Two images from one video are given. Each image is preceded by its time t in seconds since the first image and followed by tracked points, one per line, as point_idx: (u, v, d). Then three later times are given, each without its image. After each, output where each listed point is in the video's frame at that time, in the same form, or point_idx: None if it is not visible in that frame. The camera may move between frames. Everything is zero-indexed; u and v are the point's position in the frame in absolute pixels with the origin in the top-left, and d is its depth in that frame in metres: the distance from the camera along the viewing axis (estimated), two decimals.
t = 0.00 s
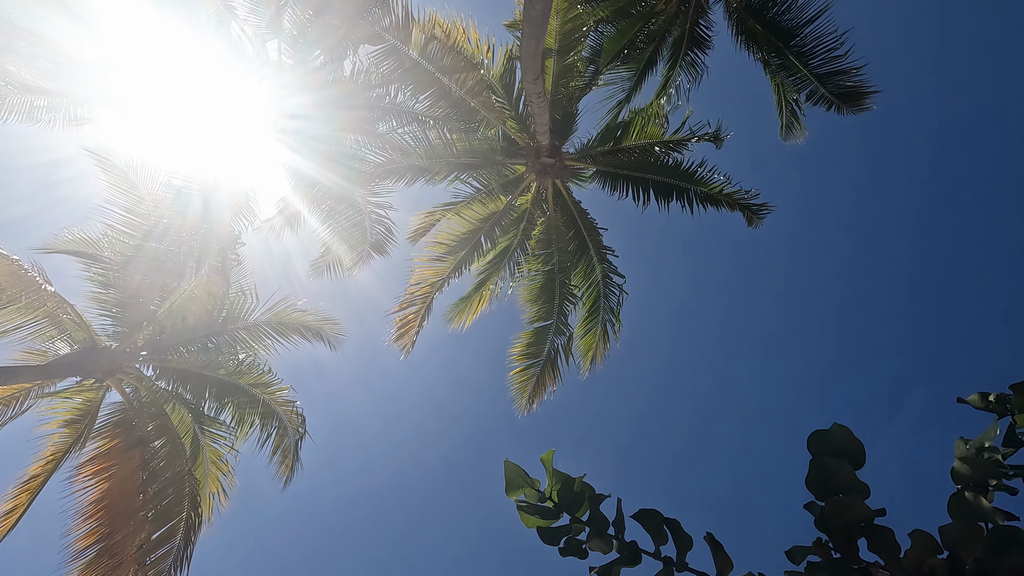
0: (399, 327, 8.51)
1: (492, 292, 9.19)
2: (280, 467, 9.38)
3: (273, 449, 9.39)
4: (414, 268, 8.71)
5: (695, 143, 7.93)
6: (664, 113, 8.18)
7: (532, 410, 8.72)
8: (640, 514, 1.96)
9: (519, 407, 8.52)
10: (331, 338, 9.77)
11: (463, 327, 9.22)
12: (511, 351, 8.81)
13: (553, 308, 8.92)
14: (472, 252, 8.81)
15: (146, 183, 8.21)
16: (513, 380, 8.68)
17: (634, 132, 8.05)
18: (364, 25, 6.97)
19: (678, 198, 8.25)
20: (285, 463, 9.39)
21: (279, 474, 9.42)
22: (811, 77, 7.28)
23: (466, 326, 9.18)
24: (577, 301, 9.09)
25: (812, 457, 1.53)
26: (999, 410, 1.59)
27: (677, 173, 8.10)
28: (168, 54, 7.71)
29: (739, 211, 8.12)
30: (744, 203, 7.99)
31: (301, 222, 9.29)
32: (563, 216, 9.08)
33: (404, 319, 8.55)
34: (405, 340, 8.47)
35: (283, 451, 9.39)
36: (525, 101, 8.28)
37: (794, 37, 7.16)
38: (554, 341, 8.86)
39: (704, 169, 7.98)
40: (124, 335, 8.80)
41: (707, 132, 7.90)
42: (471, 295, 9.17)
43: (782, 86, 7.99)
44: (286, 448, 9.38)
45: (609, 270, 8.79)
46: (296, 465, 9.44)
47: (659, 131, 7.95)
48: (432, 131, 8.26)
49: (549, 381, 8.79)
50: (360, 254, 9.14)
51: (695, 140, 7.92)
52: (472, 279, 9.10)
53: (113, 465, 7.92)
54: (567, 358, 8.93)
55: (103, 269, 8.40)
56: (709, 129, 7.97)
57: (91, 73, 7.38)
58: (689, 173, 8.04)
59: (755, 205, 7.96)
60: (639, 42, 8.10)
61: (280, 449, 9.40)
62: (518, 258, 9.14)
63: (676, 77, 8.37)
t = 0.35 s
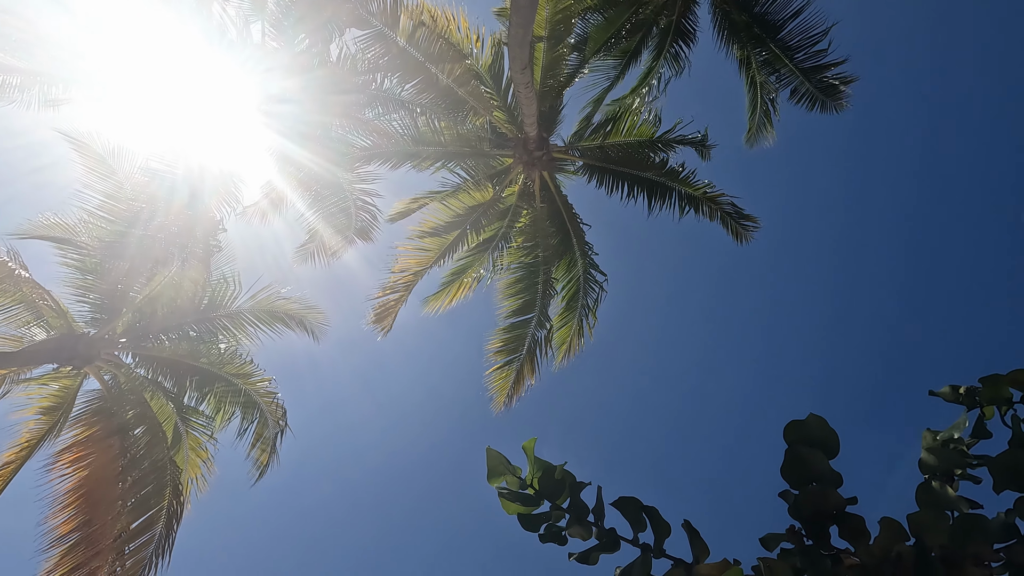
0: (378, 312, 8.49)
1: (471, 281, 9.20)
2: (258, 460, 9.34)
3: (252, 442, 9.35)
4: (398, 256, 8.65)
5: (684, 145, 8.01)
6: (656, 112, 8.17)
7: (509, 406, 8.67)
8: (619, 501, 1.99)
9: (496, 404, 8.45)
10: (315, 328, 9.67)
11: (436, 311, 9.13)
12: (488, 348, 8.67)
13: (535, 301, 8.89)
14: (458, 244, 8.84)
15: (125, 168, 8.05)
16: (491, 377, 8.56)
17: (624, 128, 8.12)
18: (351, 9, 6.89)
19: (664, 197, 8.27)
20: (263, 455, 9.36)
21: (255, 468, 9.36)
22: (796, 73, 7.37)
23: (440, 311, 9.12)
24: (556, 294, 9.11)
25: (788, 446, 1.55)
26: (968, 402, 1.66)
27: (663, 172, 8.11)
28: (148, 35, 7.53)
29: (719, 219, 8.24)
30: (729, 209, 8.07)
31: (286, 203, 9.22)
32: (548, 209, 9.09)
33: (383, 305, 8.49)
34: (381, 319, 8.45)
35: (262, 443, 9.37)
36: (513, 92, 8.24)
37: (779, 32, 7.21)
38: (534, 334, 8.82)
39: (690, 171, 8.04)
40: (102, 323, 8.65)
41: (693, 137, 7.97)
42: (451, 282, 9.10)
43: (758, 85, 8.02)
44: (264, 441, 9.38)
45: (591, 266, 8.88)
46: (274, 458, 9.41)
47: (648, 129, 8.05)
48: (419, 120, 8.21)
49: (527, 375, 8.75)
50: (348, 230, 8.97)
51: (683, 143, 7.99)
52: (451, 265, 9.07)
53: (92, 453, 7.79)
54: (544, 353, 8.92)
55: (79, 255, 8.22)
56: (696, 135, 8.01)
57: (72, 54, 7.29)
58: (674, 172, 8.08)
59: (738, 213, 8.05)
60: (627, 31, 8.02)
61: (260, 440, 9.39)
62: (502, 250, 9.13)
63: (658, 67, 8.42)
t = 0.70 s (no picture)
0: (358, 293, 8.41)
1: (461, 266, 9.28)
2: (241, 447, 9.32)
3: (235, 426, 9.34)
4: (385, 238, 8.56)
5: (674, 129, 7.98)
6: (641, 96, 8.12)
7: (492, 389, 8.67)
8: (600, 482, 1.99)
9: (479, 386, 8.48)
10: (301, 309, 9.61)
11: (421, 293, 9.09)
12: (474, 333, 8.66)
13: (520, 285, 8.88)
14: (445, 228, 8.71)
15: (105, 142, 7.88)
16: (475, 360, 8.55)
17: (613, 113, 8.10)
18: None
19: (654, 180, 8.25)
20: (247, 443, 9.34)
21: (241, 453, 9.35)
22: (780, 62, 7.43)
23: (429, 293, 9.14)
24: (541, 279, 9.13)
25: (764, 430, 1.57)
26: (941, 386, 1.72)
27: (653, 154, 8.08)
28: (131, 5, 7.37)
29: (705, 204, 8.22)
30: (716, 192, 8.09)
31: (270, 180, 9.09)
32: (537, 193, 9.06)
33: (365, 286, 8.41)
34: (360, 300, 8.33)
35: (245, 429, 9.37)
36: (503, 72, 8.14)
37: (771, 17, 7.16)
38: (520, 318, 8.86)
39: (678, 153, 8.02)
40: (84, 301, 8.52)
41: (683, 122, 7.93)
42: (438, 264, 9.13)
43: (744, 71, 7.95)
44: (247, 426, 9.36)
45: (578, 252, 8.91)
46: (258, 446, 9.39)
47: (637, 114, 8.04)
48: (407, 101, 8.09)
49: (511, 359, 8.80)
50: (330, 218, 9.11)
51: (673, 127, 7.95)
52: (439, 247, 9.03)
53: (74, 431, 7.72)
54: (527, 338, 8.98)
55: (59, 231, 8.07)
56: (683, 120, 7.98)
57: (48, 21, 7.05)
58: (664, 155, 8.04)
59: (724, 196, 8.10)
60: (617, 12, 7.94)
61: (243, 425, 9.38)
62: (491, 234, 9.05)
63: (650, 49, 8.38)
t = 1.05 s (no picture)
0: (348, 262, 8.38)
1: (454, 236, 9.04)
2: (232, 415, 9.29)
3: (221, 398, 9.28)
4: (378, 208, 8.39)
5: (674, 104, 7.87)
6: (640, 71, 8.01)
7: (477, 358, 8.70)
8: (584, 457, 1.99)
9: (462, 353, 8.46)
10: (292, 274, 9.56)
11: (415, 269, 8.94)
12: (462, 302, 8.63)
13: (513, 258, 8.85)
14: (442, 198, 8.68)
15: (94, 97, 7.69)
16: (463, 329, 8.57)
17: (612, 88, 8.01)
18: None
19: (655, 156, 8.15)
20: (236, 412, 9.31)
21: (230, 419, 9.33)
22: (781, 47, 7.45)
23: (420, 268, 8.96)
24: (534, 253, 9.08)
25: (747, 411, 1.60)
26: (924, 373, 1.75)
27: (652, 129, 7.99)
28: None
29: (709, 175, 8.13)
30: (717, 166, 7.99)
31: (265, 141, 8.97)
32: (534, 168, 9.07)
33: (357, 258, 8.34)
34: (351, 269, 8.30)
35: (233, 398, 9.31)
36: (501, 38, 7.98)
37: (779, 2, 7.07)
38: (511, 291, 8.84)
39: (678, 128, 7.94)
40: (71, 259, 8.40)
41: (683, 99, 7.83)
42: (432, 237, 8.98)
43: (747, 54, 7.78)
44: (235, 395, 9.32)
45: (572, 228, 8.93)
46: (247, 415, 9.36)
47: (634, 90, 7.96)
48: (403, 71, 7.88)
49: (499, 329, 8.81)
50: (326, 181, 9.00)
51: (671, 105, 7.86)
52: (434, 223, 8.81)
53: (60, 390, 7.70)
54: (517, 312, 8.94)
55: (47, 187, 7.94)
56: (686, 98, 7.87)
57: None
58: (664, 131, 7.98)
59: (725, 170, 7.99)
60: None
61: (230, 395, 9.32)
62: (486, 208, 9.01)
63: (658, 26, 8.24)
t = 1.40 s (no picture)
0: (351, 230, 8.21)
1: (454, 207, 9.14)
2: (219, 376, 9.32)
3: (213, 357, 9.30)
4: (377, 174, 8.29)
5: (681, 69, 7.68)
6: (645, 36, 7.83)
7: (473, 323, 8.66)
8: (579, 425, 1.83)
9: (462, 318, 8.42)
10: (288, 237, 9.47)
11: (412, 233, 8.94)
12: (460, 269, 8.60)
13: (513, 228, 8.77)
14: (440, 165, 8.54)
15: (85, 52, 7.43)
16: (459, 294, 8.53)
17: (617, 55, 7.85)
18: None
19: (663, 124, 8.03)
20: (225, 372, 9.35)
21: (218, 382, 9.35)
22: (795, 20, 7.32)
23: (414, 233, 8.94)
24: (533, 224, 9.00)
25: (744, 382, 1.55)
26: (920, 351, 1.71)
27: (660, 95, 7.84)
28: None
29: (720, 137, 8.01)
30: (727, 129, 7.85)
31: (259, 106, 8.72)
32: (537, 136, 8.95)
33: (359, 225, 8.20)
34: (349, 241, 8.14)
35: (224, 359, 9.35)
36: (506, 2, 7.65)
37: None
38: (510, 262, 8.75)
39: (686, 93, 7.79)
40: (64, 218, 8.28)
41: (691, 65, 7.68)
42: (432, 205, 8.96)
43: (761, 24, 7.58)
44: (227, 357, 9.35)
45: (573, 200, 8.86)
46: (235, 376, 9.42)
47: (639, 55, 7.81)
48: (403, 36, 7.66)
49: (494, 301, 8.68)
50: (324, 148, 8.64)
51: (679, 72, 7.68)
52: (434, 187, 8.86)
53: (52, 348, 7.64)
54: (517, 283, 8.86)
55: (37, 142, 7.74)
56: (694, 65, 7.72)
57: None
58: (671, 97, 7.82)
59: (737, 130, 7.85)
60: None
61: (222, 356, 9.35)
62: (487, 175, 8.96)
63: None
